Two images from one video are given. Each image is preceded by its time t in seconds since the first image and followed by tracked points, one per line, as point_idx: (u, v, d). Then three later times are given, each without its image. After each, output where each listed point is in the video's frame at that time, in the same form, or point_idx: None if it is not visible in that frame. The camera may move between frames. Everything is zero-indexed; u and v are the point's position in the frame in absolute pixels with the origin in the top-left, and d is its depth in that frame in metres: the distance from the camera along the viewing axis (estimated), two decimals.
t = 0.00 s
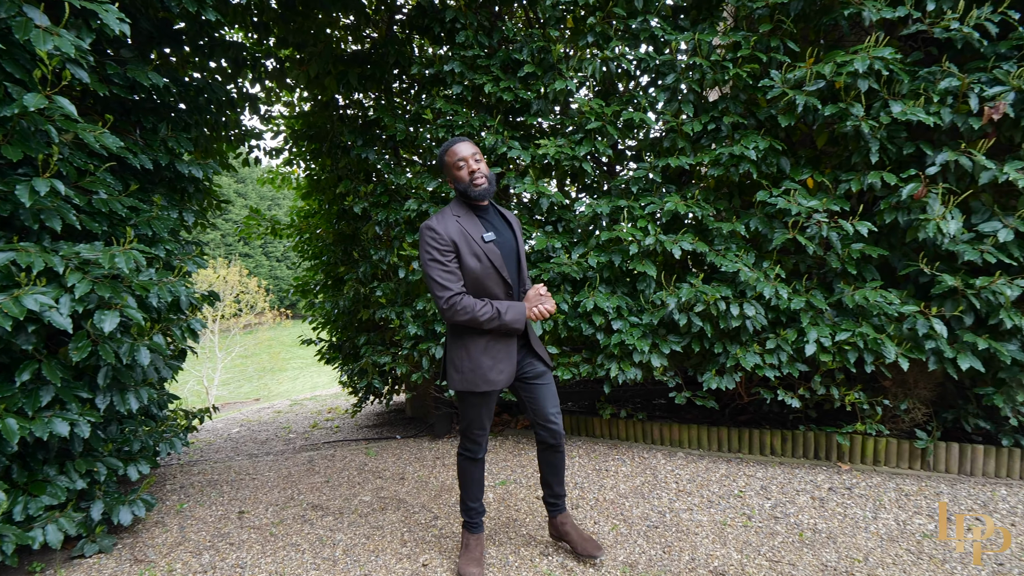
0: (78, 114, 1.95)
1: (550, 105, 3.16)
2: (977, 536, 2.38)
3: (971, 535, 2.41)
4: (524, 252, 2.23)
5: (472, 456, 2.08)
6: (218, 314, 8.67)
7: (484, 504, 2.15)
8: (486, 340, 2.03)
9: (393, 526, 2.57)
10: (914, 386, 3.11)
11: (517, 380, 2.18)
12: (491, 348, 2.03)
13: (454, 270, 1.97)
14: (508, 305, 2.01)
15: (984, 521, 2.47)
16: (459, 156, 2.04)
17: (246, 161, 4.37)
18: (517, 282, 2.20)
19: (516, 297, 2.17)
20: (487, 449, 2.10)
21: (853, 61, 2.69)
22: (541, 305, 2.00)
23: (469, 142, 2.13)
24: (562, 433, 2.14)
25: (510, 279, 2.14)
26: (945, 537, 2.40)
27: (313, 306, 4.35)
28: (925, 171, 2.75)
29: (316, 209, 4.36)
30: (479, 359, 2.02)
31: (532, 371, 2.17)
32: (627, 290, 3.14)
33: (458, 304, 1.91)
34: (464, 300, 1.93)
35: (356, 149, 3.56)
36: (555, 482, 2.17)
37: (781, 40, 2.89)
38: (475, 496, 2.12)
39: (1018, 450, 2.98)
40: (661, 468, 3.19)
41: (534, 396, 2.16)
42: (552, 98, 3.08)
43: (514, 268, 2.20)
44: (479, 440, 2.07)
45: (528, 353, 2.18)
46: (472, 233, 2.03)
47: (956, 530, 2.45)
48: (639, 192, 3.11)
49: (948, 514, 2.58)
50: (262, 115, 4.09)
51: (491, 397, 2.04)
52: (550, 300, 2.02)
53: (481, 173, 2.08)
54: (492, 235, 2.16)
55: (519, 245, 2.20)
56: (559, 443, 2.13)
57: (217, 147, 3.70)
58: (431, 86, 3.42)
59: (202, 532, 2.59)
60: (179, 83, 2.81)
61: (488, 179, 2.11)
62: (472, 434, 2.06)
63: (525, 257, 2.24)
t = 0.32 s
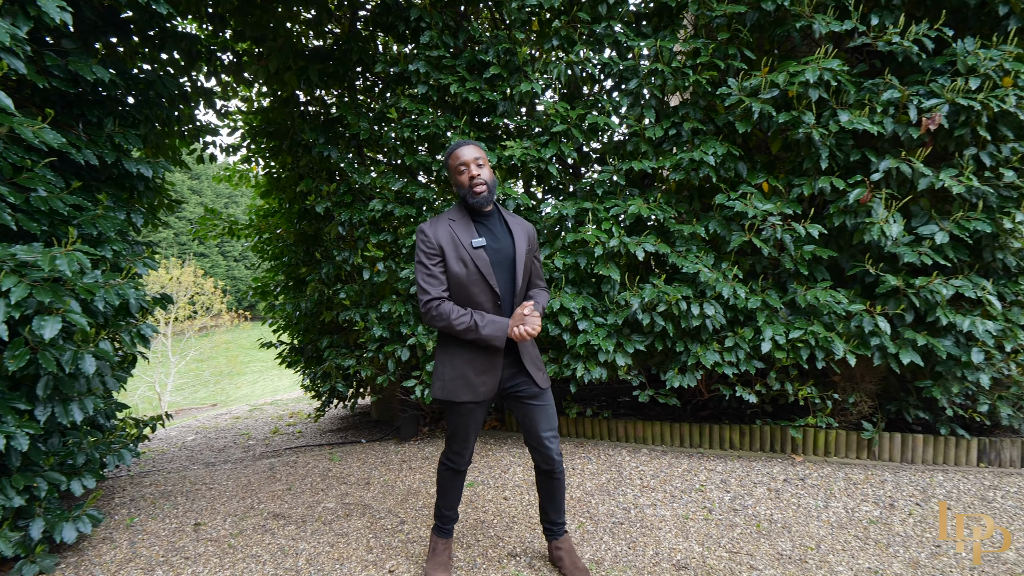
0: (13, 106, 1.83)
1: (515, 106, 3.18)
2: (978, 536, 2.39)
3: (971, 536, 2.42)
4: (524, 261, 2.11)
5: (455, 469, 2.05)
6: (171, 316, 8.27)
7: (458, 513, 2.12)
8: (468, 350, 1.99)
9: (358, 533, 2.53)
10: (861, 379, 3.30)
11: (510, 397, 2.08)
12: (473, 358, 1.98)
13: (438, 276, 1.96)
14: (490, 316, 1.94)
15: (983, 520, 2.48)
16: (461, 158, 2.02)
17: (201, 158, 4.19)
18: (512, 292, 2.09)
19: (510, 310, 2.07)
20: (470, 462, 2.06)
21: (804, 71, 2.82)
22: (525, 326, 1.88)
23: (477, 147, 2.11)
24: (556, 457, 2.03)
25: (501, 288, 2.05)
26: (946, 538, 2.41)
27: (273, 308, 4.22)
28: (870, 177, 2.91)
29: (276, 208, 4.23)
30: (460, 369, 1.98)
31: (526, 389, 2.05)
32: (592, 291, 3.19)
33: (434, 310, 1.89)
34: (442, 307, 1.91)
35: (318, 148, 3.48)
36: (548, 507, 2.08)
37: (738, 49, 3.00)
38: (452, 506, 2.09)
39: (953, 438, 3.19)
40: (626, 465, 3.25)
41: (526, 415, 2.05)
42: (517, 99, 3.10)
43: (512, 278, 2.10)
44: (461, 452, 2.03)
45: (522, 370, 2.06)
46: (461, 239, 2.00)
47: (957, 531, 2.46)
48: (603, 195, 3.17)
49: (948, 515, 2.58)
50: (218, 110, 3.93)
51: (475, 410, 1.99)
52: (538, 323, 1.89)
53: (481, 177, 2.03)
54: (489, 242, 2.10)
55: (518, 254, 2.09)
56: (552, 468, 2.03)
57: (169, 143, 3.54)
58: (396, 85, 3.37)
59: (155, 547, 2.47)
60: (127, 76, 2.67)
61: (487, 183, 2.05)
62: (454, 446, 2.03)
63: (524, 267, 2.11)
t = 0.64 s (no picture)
0: None
1: (481, 107, 3.17)
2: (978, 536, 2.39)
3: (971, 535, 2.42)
4: (534, 262, 1.92)
5: (442, 471, 2.01)
6: (119, 319, 7.83)
7: (444, 519, 2.09)
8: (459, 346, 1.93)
9: (321, 541, 2.47)
10: (814, 374, 3.47)
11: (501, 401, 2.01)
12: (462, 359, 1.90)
13: (435, 268, 1.97)
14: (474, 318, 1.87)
15: (983, 520, 2.48)
16: (481, 146, 1.91)
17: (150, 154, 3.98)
18: (515, 294, 1.94)
19: (508, 313, 1.94)
20: (458, 467, 2.02)
21: (760, 79, 2.93)
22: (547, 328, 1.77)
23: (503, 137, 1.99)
24: (540, 467, 2.00)
25: (498, 290, 1.93)
26: (946, 537, 2.41)
27: (229, 311, 4.06)
28: (820, 182, 3.04)
29: (232, 207, 4.07)
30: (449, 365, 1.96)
31: (519, 398, 1.96)
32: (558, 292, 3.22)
33: (420, 300, 1.96)
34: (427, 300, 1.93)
35: (277, 145, 3.36)
36: (523, 510, 2.07)
37: (698, 56, 3.09)
38: (436, 509, 2.06)
39: (896, 428, 3.39)
40: (592, 463, 3.30)
41: (517, 421, 1.99)
42: (482, 100, 3.10)
43: (517, 280, 1.94)
44: (447, 456, 1.99)
45: (518, 376, 1.95)
46: (462, 233, 1.92)
47: (957, 531, 2.46)
48: (568, 197, 3.20)
49: (948, 515, 2.59)
50: (168, 104, 3.74)
51: (463, 412, 1.95)
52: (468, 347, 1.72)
53: (498, 167, 1.90)
54: (499, 238, 1.97)
55: (525, 253, 1.92)
56: (534, 474, 2.01)
57: (114, 138, 3.35)
58: (359, 82, 3.30)
59: (101, 566, 2.34)
60: (67, 67, 2.52)
61: (501, 174, 1.91)
62: (442, 446, 2.00)
63: (532, 268, 1.91)
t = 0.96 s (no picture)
0: None
1: (447, 107, 3.14)
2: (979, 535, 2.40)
3: (972, 535, 2.43)
4: (516, 269, 1.88)
5: (441, 469, 1.97)
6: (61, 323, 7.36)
7: (455, 524, 2.05)
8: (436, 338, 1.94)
9: (284, 552, 2.39)
10: (771, 371, 3.60)
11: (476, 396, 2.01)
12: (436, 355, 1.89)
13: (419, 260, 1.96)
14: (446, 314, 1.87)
15: (984, 520, 2.49)
16: (492, 144, 1.85)
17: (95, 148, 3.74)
18: (495, 296, 1.92)
19: (486, 313, 1.92)
20: (456, 463, 1.99)
21: (720, 85, 3.02)
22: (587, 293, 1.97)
23: (520, 138, 1.91)
24: (505, 458, 2.01)
25: (476, 291, 1.90)
26: (945, 537, 2.42)
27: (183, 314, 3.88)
28: (777, 186, 3.16)
29: (185, 206, 3.89)
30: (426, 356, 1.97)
31: (493, 395, 1.95)
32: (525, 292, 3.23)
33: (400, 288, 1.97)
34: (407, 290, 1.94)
35: (234, 142, 3.23)
36: (490, 505, 2.06)
37: (661, 61, 3.15)
38: (445, 513, 2.02)
39: (848, 421, 3.55)
40: (560, 462, 3.32)
41: (491, 418, 1.99)
42: (448, 100, 3.07)
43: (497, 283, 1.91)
44: (444, 452, 1.96)
45: (495, 374, 1.94)
46: (447, 230, 1.90)
47: (958, 531, 2.47)
48: (536, 198, 3.20)
49: (949, 515, 2.60)
50: (114, 96, 3.52)
51: (445, 406, 1.94)
52: (364, 290, 1.81)
53: (503, 174, 1.85)
54: (485, 240, 1.93)
55: (510, 260, 1.87)
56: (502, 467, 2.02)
57: (53, 131, 3.14)
58: (321, 78, 3.21)
59: None
60: None
61: (503, 182, 1.85)
62: (437, 443, 1.97)
63: (515, 276, 1.87)
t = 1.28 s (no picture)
0: None
1: (416, 105, 3.10)
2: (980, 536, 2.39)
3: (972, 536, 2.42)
4: (484, 264, 1.86)
5: (413, 476, 1.94)
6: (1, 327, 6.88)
7: (429, 532, 2.02)
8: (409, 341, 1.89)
9: (246, 564, 2.30)
10: (735, 368, 3.70)
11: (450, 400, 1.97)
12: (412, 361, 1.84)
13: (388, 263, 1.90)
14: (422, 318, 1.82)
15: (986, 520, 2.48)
16: (457, 139, 1.81)
17: (37, 141, 3.52)
18: (465, 296, 1.89)
19: (458, 314, 1.89)
20: (428, 470, 1.96)
21: (686, 89, 3.08)
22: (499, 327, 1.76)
23: (483, 135, 1.89)
24: (478, 461, 1.99)
25: (447, 290, 1.87)
26: (946, 538, 2.41)
27: (136, 317, 3.69)
28: (740, 188, 3.25)
29: (136, 204, 3.69)
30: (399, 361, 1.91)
31: (466, 398, 1.92)
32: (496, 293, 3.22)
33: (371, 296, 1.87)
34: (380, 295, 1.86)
35: (190, 138, 3.09)
36: (462, 511, 2.04)
37: (629, 64, 3.19)
38: (418, 521, 1.99)
39: (808, 415, 3.69)
40: (531, 462, 3.32)
41: (464, 423, 1.96)
42: (417, 98, 3.03)
43: (466, 279, 1.89)
44: (415, 460, 1.93)
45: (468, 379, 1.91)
46: (414, 229, 1.86)
47: (958, 531, 2.45)
48: (506, 198, 3.19)
49: (950, 515, 2.58)
50: (58, 86, 3.31)
51: (416, 412, 1.90)
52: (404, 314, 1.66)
53: (468, 169, 1.83)
54: (453, 237, 1.91)
55: (477, 255, 1.86)
56: (475, 472, 2.00)
57: None
58: (284, 73, 3.11)
59: None
60: None
61: (470, 177, 1.83)
62: (408, 450, 1.94)
63: (482, 272, 1.86)
